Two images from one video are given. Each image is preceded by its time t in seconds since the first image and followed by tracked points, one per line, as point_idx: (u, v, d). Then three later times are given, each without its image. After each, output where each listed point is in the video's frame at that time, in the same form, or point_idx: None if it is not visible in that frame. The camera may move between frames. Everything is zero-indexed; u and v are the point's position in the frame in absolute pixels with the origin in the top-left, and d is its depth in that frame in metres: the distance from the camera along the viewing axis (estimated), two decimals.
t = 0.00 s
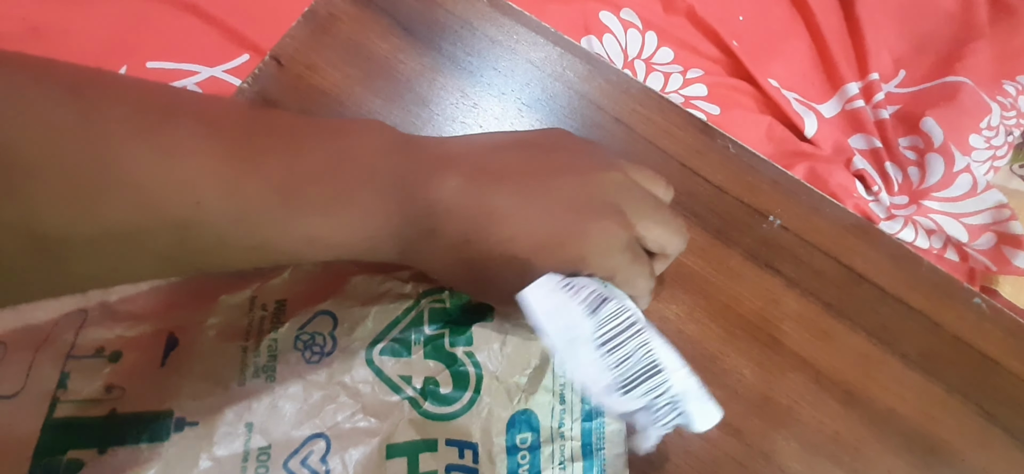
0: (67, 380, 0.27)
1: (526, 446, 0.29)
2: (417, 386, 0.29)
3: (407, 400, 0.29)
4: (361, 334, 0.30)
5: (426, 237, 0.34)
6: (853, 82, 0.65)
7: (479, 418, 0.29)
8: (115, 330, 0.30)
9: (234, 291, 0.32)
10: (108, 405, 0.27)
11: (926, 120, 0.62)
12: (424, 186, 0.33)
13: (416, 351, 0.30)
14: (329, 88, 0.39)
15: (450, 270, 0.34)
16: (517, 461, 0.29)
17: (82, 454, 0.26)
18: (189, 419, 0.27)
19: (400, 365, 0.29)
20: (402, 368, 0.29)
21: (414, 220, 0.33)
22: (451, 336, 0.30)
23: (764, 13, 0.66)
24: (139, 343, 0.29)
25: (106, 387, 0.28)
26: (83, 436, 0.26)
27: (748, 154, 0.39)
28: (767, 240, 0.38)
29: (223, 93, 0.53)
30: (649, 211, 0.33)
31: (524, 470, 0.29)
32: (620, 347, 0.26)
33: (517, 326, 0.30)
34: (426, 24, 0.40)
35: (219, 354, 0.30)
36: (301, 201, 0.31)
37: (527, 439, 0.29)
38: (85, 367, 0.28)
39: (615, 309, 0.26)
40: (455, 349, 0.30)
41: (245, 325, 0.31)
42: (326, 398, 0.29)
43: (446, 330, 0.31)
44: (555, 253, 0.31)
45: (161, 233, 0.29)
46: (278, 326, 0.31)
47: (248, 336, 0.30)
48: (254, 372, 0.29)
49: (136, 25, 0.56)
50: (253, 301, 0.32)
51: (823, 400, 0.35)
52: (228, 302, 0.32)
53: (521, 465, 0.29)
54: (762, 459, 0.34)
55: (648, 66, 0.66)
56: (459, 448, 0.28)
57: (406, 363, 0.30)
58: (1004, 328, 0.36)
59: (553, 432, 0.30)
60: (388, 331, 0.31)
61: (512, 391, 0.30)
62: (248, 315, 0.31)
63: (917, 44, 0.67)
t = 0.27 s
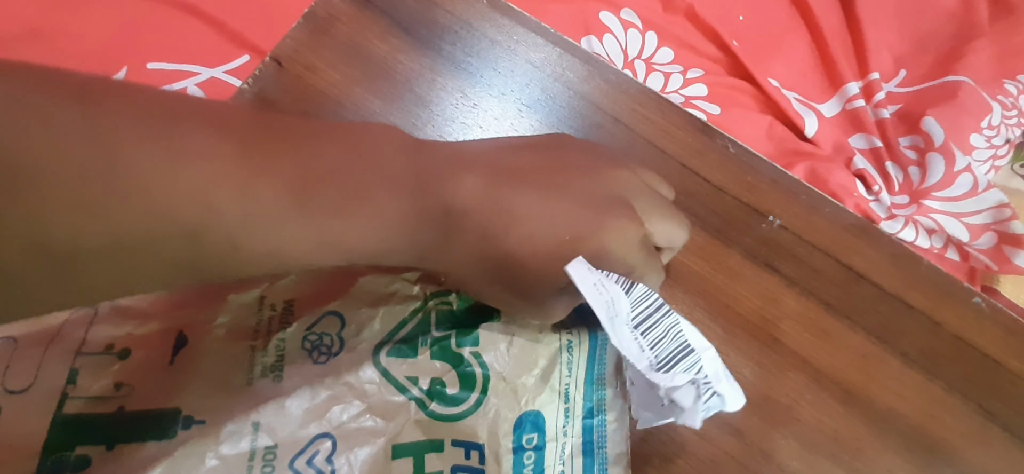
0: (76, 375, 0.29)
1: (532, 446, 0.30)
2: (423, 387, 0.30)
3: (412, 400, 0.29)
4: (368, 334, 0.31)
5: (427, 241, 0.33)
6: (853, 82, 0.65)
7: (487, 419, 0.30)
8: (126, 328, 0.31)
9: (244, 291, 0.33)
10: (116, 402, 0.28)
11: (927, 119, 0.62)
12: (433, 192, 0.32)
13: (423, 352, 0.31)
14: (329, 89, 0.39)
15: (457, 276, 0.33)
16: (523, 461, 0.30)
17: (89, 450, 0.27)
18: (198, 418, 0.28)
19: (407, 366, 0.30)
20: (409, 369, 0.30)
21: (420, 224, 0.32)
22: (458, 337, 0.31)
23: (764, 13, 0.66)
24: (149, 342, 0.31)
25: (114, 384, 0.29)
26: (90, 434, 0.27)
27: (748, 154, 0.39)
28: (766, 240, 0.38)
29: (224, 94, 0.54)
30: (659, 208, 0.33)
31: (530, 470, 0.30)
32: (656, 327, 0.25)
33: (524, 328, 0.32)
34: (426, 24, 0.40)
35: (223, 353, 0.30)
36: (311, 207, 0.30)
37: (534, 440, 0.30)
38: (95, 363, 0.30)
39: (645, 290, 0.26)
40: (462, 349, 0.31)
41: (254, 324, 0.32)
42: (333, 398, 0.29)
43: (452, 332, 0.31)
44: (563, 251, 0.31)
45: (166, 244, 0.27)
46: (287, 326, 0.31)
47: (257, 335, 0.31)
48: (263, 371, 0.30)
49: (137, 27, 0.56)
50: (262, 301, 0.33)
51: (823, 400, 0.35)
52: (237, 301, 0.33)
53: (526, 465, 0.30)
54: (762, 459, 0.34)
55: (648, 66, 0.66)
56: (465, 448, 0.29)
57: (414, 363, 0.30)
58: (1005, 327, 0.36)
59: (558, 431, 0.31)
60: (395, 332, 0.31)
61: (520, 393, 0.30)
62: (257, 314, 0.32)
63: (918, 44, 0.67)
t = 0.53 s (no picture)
0: (82, 374, 0.30)
1: (536, 449, 0.30)
2: (428, 389, 0.30)
3: (416, 403, 0.30)
4: (374, 340, 0.32)
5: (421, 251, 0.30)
6: (852, 81, 0.65)
7: (491, 422, 0.30)
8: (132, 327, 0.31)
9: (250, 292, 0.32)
10: (121, 402, 0.29)
11: (926, 118, 0.62)
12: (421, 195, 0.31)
13: (428, 357, 0.31)
14: (326, 91, 0.39)
15: (449, 284, 0.31)
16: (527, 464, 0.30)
17: (94, 449, 0.28)
18: (204, 421, 0.29)
19: (412, 370, 0.31)
20: (415, 373, 0.31)
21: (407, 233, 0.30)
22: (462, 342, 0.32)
23: (763, 12, 0.66)
24: (156, 342, 0.31)
25: (120, 383, 0.30)
26: (99, 432, 0.28)
27: (745, 154, 0.39)
28: (763, 239, 0.38)
29: (223, 95, 0.54)
30: (652, 207, 0.32)
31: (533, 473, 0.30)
32: (652, 326, 0.26)
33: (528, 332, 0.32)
34: (423, 25, 0.40)
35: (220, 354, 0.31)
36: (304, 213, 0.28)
37: (537, 443, 0.30)
38: (101, 362, 0.30)
39: (639, 291, 0.26)
40: (466, 353, 0.31)
41: (261, 327, 0.32)
42: (337, 401, 0.30)
43: (457, 337, 0.32)
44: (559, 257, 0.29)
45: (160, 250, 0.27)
46: (294, 330, 0.32)
47: (265, 339, 0.31)
48: (270, 376, 0.30)
49: (136, 29, 0.56)
50: (270, 304, 0.32)
51: (821, 399, 0.35)
52: (245, 304, 0.32)
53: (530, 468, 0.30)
54: (760, 458, 0.34)
55: (647, 66, 0.66)
56: (469, 451, 0.29)
57: (419, 368, 0.31)
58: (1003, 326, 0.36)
59: (559, 433, 0.31)
60: (401, 338, 0.32)
61: (524, 396, 0.31)
62: (265, 318, 0.32)
63: (917, 43, 0.67)
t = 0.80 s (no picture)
0: (84, 375, 0.29)
1: (536, 452, 0.30)
2: (429, 392, 0.30)
3: (417, 407, 0.30)
4: (375, 342, 0.32)
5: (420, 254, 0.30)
6: (851, 80, 0.65)
7: (491, 425, 0.30)
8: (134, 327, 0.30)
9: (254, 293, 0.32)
10: (124, 404, 0.29)
11: (925, 117, 0.62)
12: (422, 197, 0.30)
13: (429, 360, 0.31)
14: (323, 93, 0.39)
15: (446, 286, 0.31)
16: (527, 466, 0.30)
17: (97, 450, 0.28)
18: (206, 423, 0.29)
19: (413, 373, 0.31)
20: (416, 376, 0.31)
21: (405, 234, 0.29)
22: (462, 344, 0.32)
23: (762, 11, 0.66)
24: (158, 343, 0.31)
25: (122, 385, 0.30)
26: (101, 434, 0.28)
27: (742, 154, 0.39)
28: (760, 240, 0.38)
29: (222, 98, 0.54)
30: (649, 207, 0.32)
31: None
32: (655, 324, 0.25)
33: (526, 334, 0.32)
34: (419, 27, 0.40)
35: (218, 356, 0.31)
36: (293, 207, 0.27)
37: (538, 446, 0.30)
38: (103, 363, 0.30)
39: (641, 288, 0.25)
40: (466, 355, 0.31)
41: (262, 329, 0.32)
42: (338, 404, 0.30)
43: (457, 340, 0.32)
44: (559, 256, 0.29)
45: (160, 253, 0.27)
46: (295, 332, 0.32)
47: (265, 341, 0.31)
48: (270, 380, 0.30)
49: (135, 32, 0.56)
50: (271, 307, 0.32)
51: (818, 400, 0.35)
52: (246, 306, 0.32)
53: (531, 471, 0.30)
54: (757, 459, 0.34)
55: (645, 66, 0.66)
56: (469, 454, 0.30)
57: (420, 371, 0.31)
58: (999, 325, 0.36)
59: (559, 435, 0.31)
60: (402, 341, 0.32)
61: (525, 399, 0.31)
62: (266, 321, 0.32)
63: (916, 41, 0.67)
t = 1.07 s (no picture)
0: (94, 376, 0.29)
1: (544, 454, 0.30)
2: (436, 394, 0.30)
3: (425, 408, 0.30)
4: (382, 343, 0.32)
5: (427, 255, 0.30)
6: (852, 79, 0.65)
7: (499, 427, 0.30)
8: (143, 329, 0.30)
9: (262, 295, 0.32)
10: (133, 405, 0.29)
11: (926, 115, 0.62)
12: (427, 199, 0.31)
13: (436, 361, 0.31)
14: (324, 96, 0.39)
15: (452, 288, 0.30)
16: (535, 469, 0.30)
17: (106, 451, 0.28)
18: (215, 424, 0.29)
19: (421, 374, 0.30)
20: (424, 377, 0.30)
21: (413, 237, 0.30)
22: (469, 345, 0.32)
23: (762, 11, 0.66)
24: (167, 345, 0.31)
25: (132, 386, 0.29)
26: (110, 435, 0.28)
27: (743, 155, 0.39)
28: (762, 240, 0.37)
29: (223, 101, 0.54)
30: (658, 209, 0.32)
31: None
32: (672, 328, 0.25)
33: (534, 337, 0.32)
34: (420, 30, 0.41)
35: (219, 358, 0.31)
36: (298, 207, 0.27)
37: (546, 448, 0.30)
38: (113, 364, 0.30)
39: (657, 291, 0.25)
40: (474, 357, 0.31)
41: (270, 331, 0.32)
42: (346, 406, 0.30)
43: (464, 341, 0.32)
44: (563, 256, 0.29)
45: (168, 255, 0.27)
46: (303, 333, 0.32)
47: (274, 342, 0.31)
48: (278, 382, 0.30)
49: (136, 35, 0.56)
50: (279, 307, 0.32)
51: (821, 399, 0.35)
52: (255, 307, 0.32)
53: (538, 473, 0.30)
54: (760, 459, 0.34)
55: (646, 66, 0.66)
56: (477, 456, 0.29)
57: (428, 372, 0.31)
58: (1002, 324, 0.36)
59: (566, 438, 0.31)
60: (408, 342, 0.32)
61: (533, 402, 0.31)
62: (274, 322, 0.32)
63: (916, 40, 0.67)
